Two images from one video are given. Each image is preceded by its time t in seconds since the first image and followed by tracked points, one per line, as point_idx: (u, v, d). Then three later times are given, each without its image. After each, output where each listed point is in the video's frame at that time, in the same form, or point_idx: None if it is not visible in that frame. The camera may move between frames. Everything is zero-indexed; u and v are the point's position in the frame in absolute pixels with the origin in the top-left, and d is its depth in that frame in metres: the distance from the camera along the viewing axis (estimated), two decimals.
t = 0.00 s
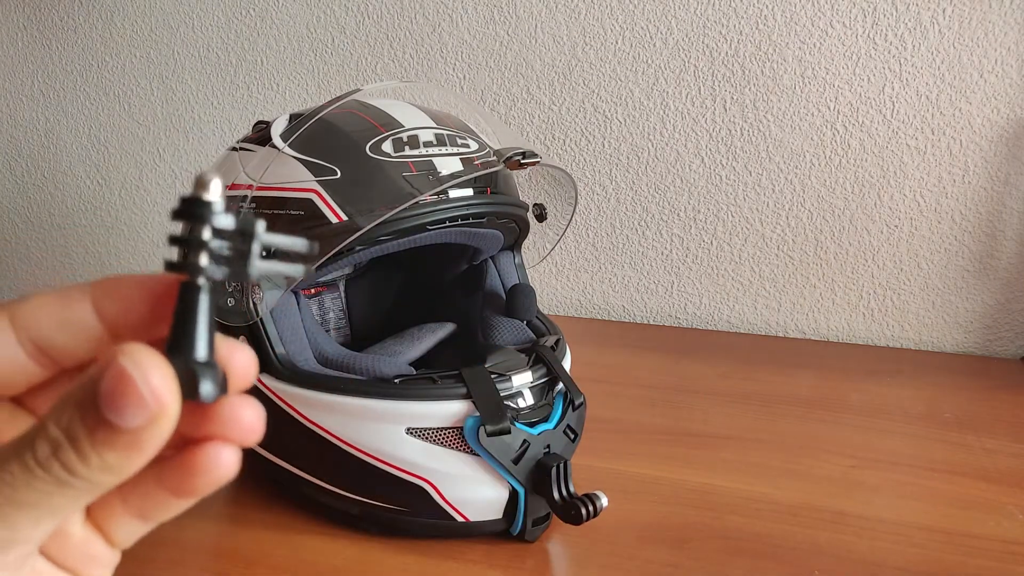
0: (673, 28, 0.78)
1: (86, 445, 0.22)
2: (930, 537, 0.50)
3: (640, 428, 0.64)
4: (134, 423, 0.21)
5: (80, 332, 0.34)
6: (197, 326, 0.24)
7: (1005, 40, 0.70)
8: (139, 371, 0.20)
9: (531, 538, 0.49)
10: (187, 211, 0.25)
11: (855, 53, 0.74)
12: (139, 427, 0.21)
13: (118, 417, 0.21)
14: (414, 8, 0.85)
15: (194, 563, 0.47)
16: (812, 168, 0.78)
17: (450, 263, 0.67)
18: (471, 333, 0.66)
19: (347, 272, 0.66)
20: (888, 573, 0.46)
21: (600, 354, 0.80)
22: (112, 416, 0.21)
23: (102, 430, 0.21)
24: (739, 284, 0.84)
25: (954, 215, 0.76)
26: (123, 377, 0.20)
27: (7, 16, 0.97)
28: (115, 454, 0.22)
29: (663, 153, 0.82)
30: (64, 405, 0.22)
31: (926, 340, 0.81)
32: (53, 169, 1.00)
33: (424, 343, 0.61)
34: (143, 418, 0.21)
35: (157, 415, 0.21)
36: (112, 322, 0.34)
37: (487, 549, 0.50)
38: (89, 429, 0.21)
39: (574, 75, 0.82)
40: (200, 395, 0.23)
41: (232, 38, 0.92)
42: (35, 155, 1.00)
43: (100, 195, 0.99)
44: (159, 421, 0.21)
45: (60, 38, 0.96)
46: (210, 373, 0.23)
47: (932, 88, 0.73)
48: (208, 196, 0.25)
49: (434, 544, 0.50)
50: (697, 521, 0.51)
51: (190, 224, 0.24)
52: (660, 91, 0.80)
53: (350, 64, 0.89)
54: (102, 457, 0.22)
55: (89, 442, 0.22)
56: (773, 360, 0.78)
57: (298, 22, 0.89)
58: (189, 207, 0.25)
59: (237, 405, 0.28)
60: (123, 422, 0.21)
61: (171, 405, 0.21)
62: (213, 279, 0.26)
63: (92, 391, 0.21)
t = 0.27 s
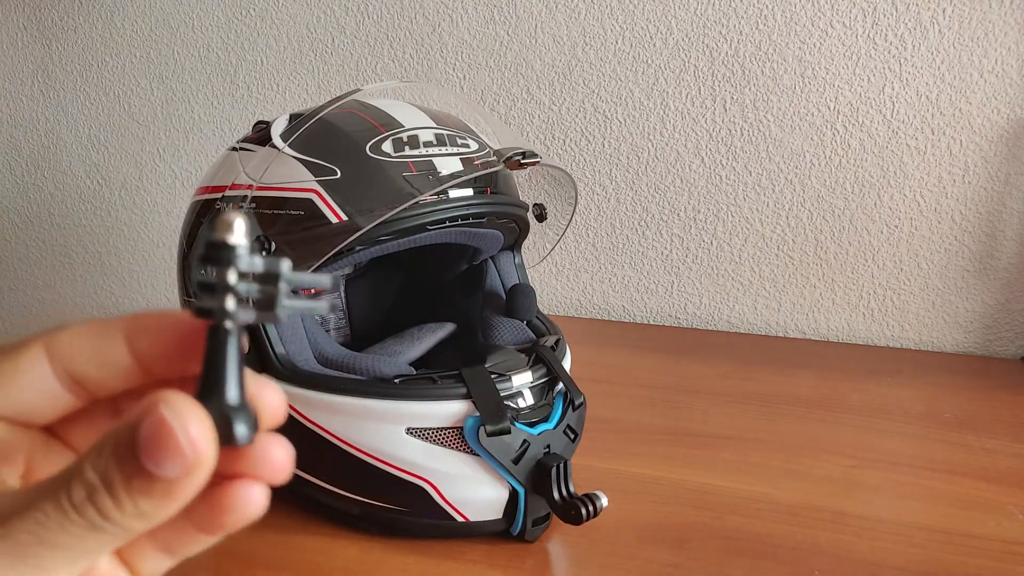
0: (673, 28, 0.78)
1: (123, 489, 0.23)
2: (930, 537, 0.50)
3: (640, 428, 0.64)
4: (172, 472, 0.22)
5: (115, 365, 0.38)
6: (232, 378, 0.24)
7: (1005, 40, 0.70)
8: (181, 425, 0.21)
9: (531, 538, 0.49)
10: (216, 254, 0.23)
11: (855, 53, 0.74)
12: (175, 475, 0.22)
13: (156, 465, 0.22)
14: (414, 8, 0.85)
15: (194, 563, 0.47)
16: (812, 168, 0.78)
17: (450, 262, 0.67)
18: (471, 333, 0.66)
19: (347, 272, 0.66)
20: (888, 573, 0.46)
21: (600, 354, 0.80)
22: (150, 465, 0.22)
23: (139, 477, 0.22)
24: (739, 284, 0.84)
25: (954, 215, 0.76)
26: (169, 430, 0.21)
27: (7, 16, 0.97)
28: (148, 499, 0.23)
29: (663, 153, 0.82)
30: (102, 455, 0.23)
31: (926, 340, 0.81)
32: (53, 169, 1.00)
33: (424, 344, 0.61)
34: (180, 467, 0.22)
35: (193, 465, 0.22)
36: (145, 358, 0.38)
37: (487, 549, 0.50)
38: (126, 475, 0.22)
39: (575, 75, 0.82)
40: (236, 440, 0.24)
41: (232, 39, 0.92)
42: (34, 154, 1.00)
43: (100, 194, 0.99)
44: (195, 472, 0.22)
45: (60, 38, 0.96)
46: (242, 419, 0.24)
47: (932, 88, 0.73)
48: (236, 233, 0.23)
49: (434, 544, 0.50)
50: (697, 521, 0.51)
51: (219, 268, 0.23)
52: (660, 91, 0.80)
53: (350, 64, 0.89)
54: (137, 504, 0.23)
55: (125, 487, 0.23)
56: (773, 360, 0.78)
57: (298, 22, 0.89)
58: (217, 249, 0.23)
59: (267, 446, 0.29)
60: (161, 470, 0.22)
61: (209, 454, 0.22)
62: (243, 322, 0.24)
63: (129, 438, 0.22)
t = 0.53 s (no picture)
0: (673, 28, 0.78)
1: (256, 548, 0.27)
2: (930, 538, 0.50)
3: (640, 428, 0.64)
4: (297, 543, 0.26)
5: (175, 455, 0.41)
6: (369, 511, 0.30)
7: (1005, 40, 0.70)
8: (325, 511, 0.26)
9: (531, 538, 0.50)
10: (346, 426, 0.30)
11: (855, 53, 0.74)
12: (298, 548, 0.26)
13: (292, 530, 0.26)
14: (414, 8, 0.85)
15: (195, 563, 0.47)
16: (812, 168, 0.78)
17: (450, 262, 0.67)
18: (471, 333, 0.66)
19: (347, 272, 0.66)
20: (888, 573, 0.46)
21: (600, 354, 0.80)
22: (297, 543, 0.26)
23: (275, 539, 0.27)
24: (739, 284, 0.84)
25: (954, 215, 0.75)
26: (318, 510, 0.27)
27: (7, 16, 0.97)
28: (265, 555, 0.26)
29: (663, 153, 0.82)
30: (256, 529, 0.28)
31: (926, 340, 0.81)
32: (53, 169, 0.99)
33: (424, 344, 0.61)
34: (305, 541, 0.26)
35: (316, 543, 0.26)
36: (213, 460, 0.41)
37: (487, 548, 0.50)
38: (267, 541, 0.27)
39: (574, 75, 0.82)
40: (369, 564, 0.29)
41: (232, 39, 0.92)
42: (34, 154, 0.99)
43: (100, 195, 0.99)
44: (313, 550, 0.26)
45: (60, 38, 0.96)
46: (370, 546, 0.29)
47: (932, 88, 0.73)
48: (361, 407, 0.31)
49: (434, 544, 0.50)
50: (697, 521, 0.51)
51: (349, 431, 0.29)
52: (660, 91, 0.80)
53: (349, 64, 0.89)
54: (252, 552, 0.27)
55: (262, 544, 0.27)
56: (773, 360, 0.79)
57: (298, 22, 0.89)
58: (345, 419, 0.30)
59: (411, 546, 0.32)
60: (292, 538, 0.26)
61: (340, 546, 0.26)
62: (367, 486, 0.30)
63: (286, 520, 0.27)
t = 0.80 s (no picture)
0: (673, 28, 0.78)
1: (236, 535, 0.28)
2: (930, 538, 0.50)
3: (640, 429, 0.64)
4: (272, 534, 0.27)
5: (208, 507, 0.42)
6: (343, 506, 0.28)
7: (1005, 39, 0.70)
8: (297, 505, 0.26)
9: (531, 538, 0.50)
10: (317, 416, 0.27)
11: (855, 53, 0.74)
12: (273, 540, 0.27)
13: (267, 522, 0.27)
14: (414, 8, 0.85)
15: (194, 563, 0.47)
16: (812, 168, 0.78)
17: (450, 262, 0.67)
18: (471, 333, 0.66)
19: (347, 272, 0.66)
20: (888, 573, 0.46)
21: (600, 354, 0.80)
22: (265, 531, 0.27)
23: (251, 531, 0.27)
24: (739, 284, 0.84)
25: (954, 215, 0.75)
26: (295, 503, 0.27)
27: (7, 16, 0.97)
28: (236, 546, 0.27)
29: (663, 153, 0.82)
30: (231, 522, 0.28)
31: (927, 340, 0.81)
32: (53, 169, 0.99)
33: (424, 344, 0.61)
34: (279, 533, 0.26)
35: (290, 536, 0.26)
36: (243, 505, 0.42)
37: (487, 548, 0.50)
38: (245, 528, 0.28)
39: (575, 74, 0.82)
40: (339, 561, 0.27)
41: (232, 39, 0.92)
42: (34, 154, 1.00)
43: (100, 194, 0.99)
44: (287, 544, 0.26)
45: (60, 38, 0.96)
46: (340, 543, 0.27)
47: (932, 88, 0.73)
48: (331, 392, 0.28)
49: (434, 545, 0.50)
50: (697, 521, 0.51)
51: (317, 421, 0.27)
52: (660, 91, 0.80)
53: (350, 64, 0.89)
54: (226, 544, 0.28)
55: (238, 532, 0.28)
56: (773, 360, 0.78)
57: (298, 22, 0.89)
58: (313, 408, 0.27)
59: (383, 539, 0.29)
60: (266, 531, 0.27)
61: (313, 540, 0.26)
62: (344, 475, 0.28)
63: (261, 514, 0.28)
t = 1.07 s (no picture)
0: (673, 28, 0.78)
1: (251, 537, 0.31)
2: (930, 538, 0.50)
3: (640, 428, 0.64)
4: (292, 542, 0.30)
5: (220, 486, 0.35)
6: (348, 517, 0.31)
7: (1005, 39, 0.70)
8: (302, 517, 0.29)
9: (531, 538, 0.49)
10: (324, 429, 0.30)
11: (855, 53, 0.74)
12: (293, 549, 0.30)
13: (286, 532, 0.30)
14: (414, 8, 0.85)
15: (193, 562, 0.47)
16: (812, 168, 0.78)
17: (450, 262, 0.67)
18: (471, 332, 0.66)
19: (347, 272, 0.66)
20: (888, 573, 0.46)
21: (600, 355, 0.80)
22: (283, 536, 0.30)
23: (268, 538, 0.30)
24: (739, 284, 0.84)
25: (955, 215, 0.75)
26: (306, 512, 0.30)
27: (7, 16, 0.96)
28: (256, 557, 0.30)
29: (663, 153, 0.82)
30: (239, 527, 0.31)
31: (927, 340, 0.81)
32: (53, 169, 0.99)
33: (424, 344, 0.61)
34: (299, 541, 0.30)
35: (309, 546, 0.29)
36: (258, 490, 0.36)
37: (486, 548, 0.50)
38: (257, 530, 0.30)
39: (574, 74, 0.82)
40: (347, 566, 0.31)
41: (232, 39, 0.92)
42: (34, 154, 1.00)
43: (100, 194, 0.99)
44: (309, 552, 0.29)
45: (60, 38, 0.96)
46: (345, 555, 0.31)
47: (932, 88, 0.73)
48: (335, 400, 0.30)
49: (434, 544, 0.50)
50: (697, 521, 0.51)
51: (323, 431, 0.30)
52: (660, 91, 0.80)
53: (350, 64, 0.89)
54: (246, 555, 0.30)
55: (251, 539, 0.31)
56: (773, 360, 0.79)
57: (298, 22, 0.89)
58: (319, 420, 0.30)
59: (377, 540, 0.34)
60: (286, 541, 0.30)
61: (328, 547, 0.30)
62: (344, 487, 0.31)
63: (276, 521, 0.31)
